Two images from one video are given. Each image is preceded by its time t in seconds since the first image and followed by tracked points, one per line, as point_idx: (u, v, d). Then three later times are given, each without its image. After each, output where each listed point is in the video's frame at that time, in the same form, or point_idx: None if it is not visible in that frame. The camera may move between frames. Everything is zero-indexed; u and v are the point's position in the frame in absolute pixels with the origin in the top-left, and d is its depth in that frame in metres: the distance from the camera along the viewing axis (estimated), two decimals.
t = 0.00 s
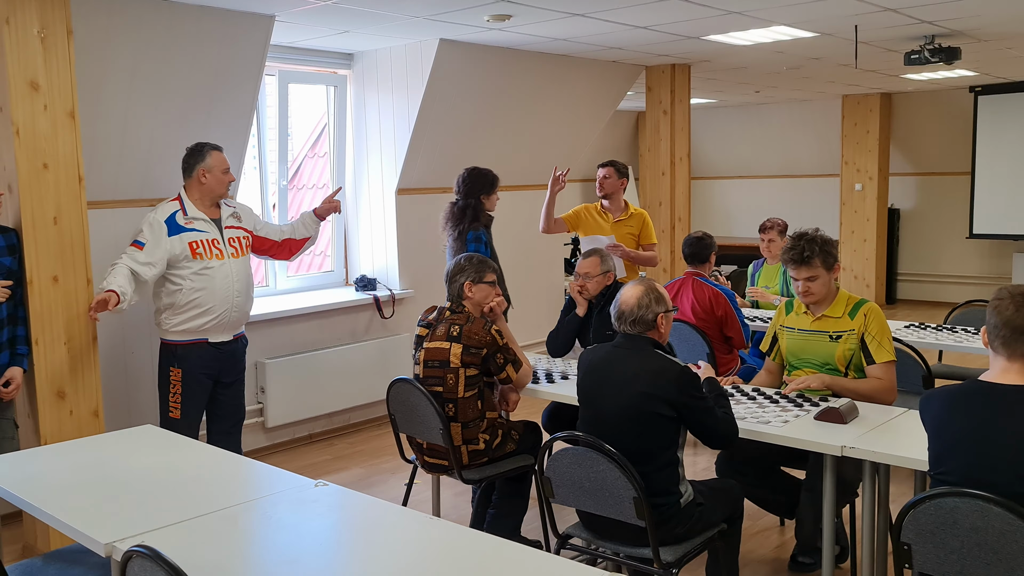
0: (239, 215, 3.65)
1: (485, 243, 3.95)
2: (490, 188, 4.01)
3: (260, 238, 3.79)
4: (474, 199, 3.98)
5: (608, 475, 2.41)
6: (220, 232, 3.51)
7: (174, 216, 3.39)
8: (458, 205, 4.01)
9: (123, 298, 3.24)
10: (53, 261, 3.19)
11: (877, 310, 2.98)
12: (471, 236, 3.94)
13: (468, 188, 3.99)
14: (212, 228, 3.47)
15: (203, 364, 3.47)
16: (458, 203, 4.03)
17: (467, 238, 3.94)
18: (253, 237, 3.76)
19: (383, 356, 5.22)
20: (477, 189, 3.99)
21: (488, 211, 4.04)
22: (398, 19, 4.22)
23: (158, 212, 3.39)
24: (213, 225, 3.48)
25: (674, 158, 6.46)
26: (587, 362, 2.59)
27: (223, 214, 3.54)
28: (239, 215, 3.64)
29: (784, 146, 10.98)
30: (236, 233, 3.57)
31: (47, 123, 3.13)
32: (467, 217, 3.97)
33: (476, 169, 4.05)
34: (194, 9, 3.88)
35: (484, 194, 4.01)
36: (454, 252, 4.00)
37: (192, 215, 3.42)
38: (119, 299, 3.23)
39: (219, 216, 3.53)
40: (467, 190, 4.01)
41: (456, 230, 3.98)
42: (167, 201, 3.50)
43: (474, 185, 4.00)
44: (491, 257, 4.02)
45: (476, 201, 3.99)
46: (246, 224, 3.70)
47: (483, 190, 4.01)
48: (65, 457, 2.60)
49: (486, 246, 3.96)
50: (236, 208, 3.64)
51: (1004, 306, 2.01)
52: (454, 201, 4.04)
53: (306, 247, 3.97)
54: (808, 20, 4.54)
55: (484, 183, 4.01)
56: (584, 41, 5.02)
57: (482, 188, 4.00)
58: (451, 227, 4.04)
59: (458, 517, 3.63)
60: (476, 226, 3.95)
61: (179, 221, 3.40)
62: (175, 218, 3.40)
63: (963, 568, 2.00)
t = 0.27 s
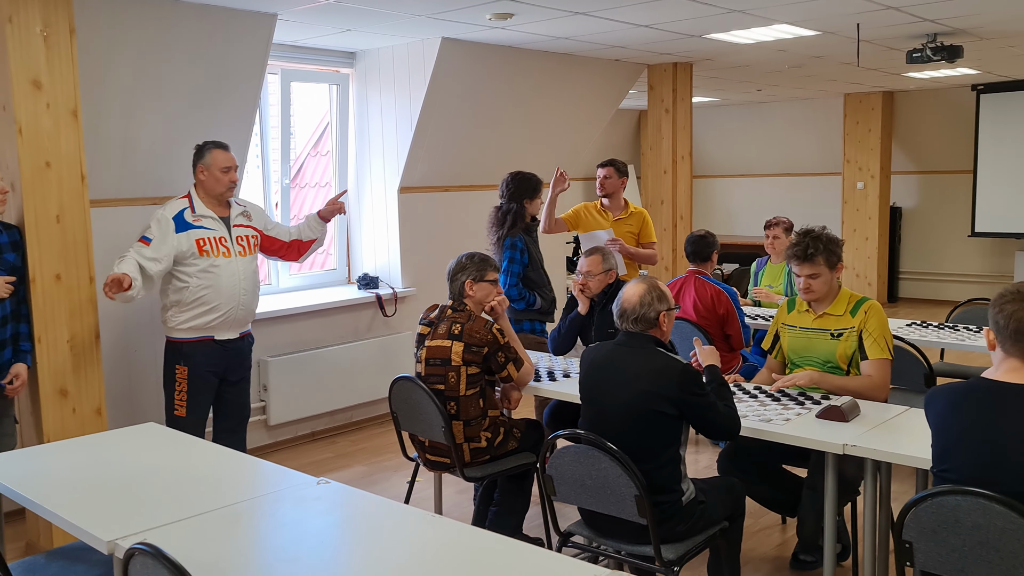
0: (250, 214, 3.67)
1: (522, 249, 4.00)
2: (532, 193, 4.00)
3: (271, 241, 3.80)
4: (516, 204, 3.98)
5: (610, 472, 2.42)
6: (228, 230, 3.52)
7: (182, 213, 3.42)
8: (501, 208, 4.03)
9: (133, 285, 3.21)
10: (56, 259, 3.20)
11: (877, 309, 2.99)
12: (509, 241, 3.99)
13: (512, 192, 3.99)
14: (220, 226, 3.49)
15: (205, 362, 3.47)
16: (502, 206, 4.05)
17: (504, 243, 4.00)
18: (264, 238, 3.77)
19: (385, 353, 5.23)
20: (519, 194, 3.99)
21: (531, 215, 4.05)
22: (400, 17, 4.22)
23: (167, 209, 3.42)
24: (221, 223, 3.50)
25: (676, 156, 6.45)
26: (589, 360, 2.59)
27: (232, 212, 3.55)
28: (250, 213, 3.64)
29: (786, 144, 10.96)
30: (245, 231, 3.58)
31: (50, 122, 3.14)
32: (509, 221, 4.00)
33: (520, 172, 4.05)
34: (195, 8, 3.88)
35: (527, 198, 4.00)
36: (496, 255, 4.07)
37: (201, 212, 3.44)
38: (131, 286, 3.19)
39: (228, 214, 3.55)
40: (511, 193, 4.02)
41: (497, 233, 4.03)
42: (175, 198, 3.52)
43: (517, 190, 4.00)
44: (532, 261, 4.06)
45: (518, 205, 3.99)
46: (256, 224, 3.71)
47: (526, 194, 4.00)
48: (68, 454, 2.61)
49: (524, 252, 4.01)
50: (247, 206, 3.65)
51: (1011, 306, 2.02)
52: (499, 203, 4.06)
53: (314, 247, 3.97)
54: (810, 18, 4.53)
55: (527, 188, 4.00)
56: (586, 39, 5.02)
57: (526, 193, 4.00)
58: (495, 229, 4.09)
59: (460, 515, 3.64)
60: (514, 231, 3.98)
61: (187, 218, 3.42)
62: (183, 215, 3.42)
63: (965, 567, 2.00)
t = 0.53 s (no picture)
0: (254, 221, 3.60)
1: (563, 242, 4.05)
2: (569, 187, 4.04)
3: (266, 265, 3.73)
4: (554, 198, 4.05)
5: (605, 472, 2.42)
6: (221, 234, 3.49)
7: (176, 210, 3.41)
8: (541, 202, 4.11)
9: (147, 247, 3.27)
10: (51, 259, 3.19)
11: (873, 309, 2.99)
12: (550, 234, 4.05)
13: (551, 187, 4.07)
14: (212, 228, 3.46)
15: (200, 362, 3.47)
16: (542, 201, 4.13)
17: (544, 237, 4.05)
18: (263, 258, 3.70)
19: (382, 352, 5.23)
20: (557, 189, 4.05)
21: (571, 210, 4.10)
22: (398, 16, 4.21)
23: (163, 204, 3.42)
24: (213, 227, 3.47)
25: (673, 155, 6.45)
26: (585, 359, 2.59)
27: (232, 216, 3.51)
28: (253, 220, 3.60)
29: (784, 143, 10.97)
30: (241, 237, 3.53)
31: (44, 120, 3.13)
32: (548, 215, 4.06)
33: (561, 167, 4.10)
34: (190, 6, 3.88)
35: (564, 193, 4.05)
36: (537, 249, 4.13)
37: (194, 212, 3.43)
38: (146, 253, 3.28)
39: (226, 217, 3.50)
40: (550, 189, 4.09)
41: (539, 227, 4.11)
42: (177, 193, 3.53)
43: (556, 184, 4.06)
44: (573, 255, 4.08)
45: (558, 199, 4.05)
46: (260, 233, 3.63)
47: (564, 188, 4.05)
48: (63, 455, 2.61)
49: (564, 245, 4.03)
50: (251, 213, 3.60)
51: (1011, 307, 2.04)
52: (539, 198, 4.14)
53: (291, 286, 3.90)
54: (806, 17, 4.54)
55: (565, 182, 4.05)
56: (583, 38, 5.02)
57: (561, 186, 4.05)
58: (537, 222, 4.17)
59: (456, 515, 3.64)
60: (555, 224, 4.04)
61: (181, 216, 3.42)
62: (177, 212, 3.42)
63: (959, 566, 2.00)
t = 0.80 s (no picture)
0: (211, 219, 3.56)
1: (575, 243, 3.86)
2: (581, 187, 3.86)
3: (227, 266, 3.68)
4: (565, 198, 3.87)
5: (576, 470, 2.42)
6: (174, 234, 3.45)
7: (131, 208, 3.42)
8: (552, 202, 3.94)
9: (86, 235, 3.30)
10: (16, 258, 3.15)
11: (841, 303, 3.02)
12: (562, 235, 3.87)
13: (561, 185, 3.89)
14: (165, 228, 3.44)
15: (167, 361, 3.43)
16: (553, 200, 3.95)
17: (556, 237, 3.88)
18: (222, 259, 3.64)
19: (353, 352, 5.20)
20: (568, 189, 3.87)
21: (583, 209, 3.92)
22: (369, 14, 4.19)
23: (119, 201, 3.43)
24: (167, 226, 3.45)
25: (645, 155, 6.47)
26: (555, 359, 2.59)
27: (187, 216, 3.47)
28: (210, 219, 3.55)
29: (756, 143, 11.06)
30: (194, 237, 3.49)
31: (8, 117, 3.08)
32: (559, 216, 3.89)
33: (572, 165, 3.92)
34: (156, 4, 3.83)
35: (575, 192, 3.87)
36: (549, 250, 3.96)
37: (148, 211, 3.42)
38: (86, 245, 3.28)
39: (180, 217, 3.47)
40: (560, 189, 3.92)
41: (549, 228, 3.94)
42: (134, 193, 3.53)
43: (568, 183, 3.87)
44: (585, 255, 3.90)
45: (568, 198, 3.88)
46: (218, 231, 3.58)
47: (577, 188, 3.87)
48: (25, 457, 2.56)
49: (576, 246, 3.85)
50: (209, 212, 3.55)
51: (973, 306, 2.07)
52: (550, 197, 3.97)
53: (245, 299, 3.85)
54: (775, 18, 4.58)
55: (576, 182, 3.86)
56: (555, 37, 5.03)
57: (573, 186, 3.86)
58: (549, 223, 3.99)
59: (427, 515, 3.63)
60: (567, 224, 3.86)
61: (135, 213, 3.42)
62: (132, 210, 3.42)
63: (924, 560, 2.02)
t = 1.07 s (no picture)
0: (151, 214, 3.53)
1: (570, 240, 3.84)
2: (577, 185, 3.87)
3: (168, 265, 3.65)
4: (562, 195, 3.89)
5: (533, 469, 2.44)
6: (118, 233, 3.40)
7: (67, 211, 3.29)
8: (549, 200, 3.96)
9: (8, 221, 3.13)
10: None
11: (796, 300, 3.09)
12: (557, 231, 3.85)
13: (560, 183, 3.92)
14: (107, 227, 3.36)
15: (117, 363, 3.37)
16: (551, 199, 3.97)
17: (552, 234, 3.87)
18: (163, 254, 3.62)
19: (311, 352, 5.17)
20: (565, 186, 3.89)
21: (581, 210, 3.92)
22: (324, 13, 4.16)
23: (52, 205, 3.29)
24: (108, 225, 3.37)
25: (602, 156, 6.52)
26: (511, 358, 2.60)
27: (127, 212, 3.42)
28: (149, 213, 3.51)
29: (712, 145, 11.20)
30: (139, 232, 3.46)
31: None
32: (554, 211, 3.89)
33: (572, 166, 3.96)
34: None
35: (572, 190, 3.89)
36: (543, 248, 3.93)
37: (87, 213, 3.32)
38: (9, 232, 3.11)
39: (121, 214, 3.41)
40: (559, 187, 3.95)
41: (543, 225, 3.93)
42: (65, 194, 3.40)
43: (567, 180, 3.90)
44: (580, 254, 3.87)
45: (567, 196, 3.89)
46: (159, 224, 3.56)
47: (575, 186, 3.89)
48: None
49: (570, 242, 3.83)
50: (146, 205, 3.51)
51: (916, 305, 2.12)
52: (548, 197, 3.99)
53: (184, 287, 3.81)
54: (728, 22, 4.65)
55: (574, 180, 3.89)
56: (511, 38, 5.05)
57: (571, 184, 3.89)
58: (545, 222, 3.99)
59: (383, 515, 3.62)
60: (563, 221, 3.85)
61: (71, 216, 3.30)
62: (68, 213, 3.29)
63: (869, 552, 2.08)
